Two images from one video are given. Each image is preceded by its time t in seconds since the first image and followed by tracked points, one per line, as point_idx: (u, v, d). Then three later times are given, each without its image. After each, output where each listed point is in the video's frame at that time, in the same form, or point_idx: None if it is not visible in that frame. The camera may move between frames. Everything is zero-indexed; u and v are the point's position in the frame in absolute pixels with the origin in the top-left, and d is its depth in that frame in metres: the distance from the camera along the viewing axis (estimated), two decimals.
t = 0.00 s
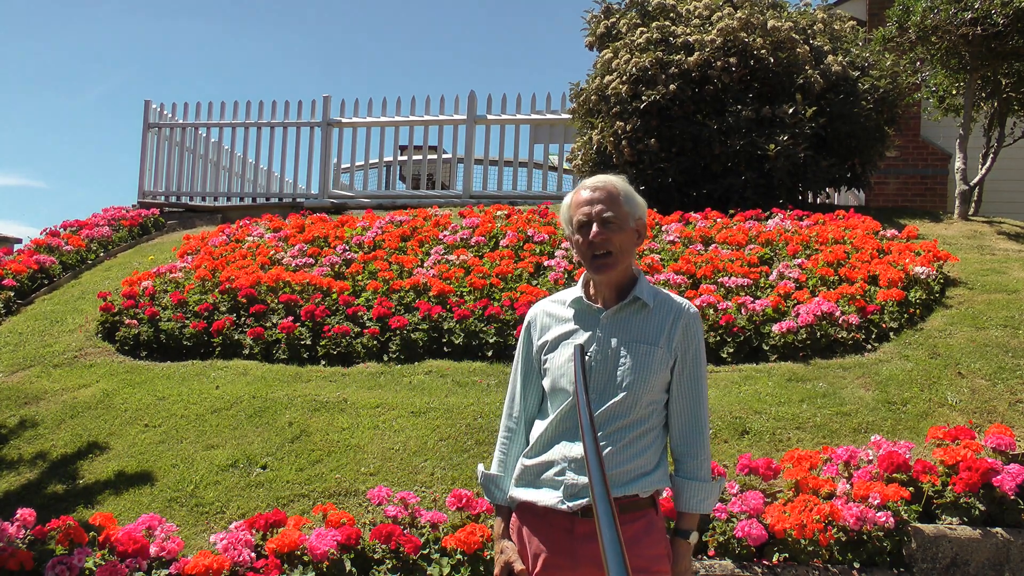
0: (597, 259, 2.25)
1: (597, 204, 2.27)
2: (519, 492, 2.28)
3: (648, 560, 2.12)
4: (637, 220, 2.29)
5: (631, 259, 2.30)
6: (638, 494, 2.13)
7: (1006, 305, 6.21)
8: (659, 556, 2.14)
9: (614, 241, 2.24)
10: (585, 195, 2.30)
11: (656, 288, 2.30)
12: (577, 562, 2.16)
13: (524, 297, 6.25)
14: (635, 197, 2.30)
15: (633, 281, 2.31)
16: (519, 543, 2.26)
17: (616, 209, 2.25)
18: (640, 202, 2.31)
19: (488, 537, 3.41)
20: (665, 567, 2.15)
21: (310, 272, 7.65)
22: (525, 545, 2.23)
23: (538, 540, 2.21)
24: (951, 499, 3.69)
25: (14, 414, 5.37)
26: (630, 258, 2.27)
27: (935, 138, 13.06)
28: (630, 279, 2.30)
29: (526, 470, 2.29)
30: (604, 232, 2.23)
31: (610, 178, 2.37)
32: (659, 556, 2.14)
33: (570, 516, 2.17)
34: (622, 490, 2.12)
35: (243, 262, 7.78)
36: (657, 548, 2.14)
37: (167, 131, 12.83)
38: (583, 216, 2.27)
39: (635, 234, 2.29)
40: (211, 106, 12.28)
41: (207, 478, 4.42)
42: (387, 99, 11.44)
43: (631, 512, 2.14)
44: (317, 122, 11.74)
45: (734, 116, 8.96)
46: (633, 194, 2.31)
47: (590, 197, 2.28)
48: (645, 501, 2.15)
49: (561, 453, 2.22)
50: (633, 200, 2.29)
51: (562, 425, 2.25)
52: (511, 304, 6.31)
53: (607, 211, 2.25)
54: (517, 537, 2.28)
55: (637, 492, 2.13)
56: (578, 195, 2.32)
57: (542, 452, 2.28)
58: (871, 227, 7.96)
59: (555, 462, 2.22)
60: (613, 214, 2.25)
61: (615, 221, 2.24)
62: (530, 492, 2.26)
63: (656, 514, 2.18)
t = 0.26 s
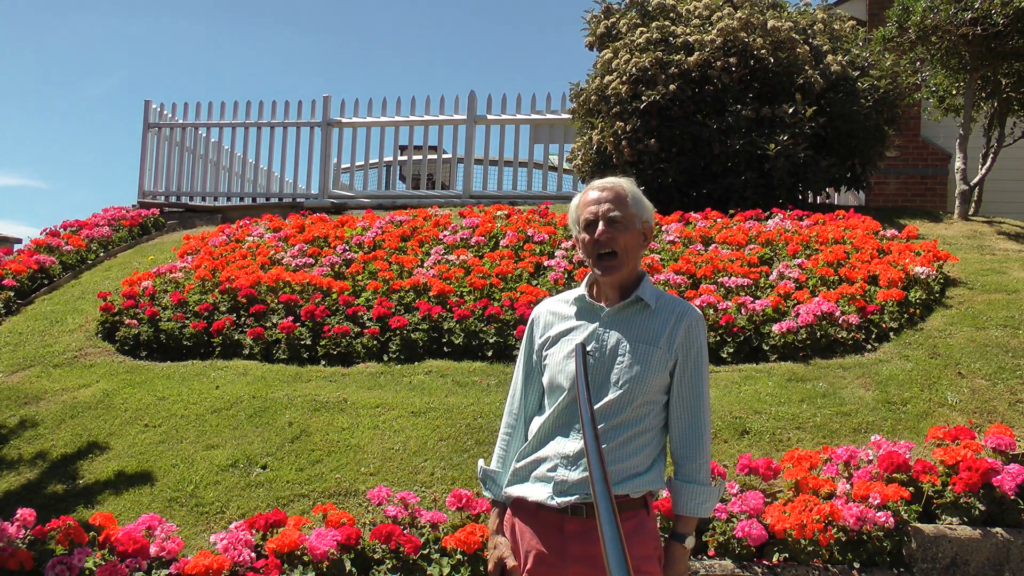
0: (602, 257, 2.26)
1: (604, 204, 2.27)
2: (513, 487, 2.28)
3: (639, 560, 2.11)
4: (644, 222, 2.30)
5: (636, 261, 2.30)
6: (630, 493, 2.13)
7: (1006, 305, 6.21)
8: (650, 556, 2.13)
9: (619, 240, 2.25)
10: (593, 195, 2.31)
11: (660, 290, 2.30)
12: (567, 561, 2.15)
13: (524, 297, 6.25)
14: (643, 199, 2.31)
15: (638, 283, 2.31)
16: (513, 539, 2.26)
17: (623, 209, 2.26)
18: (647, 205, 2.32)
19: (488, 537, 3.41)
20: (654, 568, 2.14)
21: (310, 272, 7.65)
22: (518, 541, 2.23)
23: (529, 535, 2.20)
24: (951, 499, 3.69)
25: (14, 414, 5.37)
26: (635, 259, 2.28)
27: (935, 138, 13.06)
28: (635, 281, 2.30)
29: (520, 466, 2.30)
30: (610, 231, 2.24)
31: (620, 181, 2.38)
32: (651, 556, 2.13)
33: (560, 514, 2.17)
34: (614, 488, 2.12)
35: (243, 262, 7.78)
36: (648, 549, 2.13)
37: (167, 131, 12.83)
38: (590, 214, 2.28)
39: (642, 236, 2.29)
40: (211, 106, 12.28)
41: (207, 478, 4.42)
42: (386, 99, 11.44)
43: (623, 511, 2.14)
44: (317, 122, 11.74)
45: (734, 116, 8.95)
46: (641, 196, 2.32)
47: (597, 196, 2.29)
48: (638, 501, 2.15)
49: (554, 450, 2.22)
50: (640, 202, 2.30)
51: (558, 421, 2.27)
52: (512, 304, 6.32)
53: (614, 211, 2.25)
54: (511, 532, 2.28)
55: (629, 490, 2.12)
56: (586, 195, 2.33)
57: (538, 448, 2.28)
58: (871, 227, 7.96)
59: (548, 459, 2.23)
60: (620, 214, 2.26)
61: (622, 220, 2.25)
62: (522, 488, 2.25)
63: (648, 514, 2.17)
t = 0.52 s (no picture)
0: (591, 260, 2.26)
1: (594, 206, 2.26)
2: (517, 487, 2.29)
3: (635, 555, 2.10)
4: (638, 222, 2.27)
5: (631, 261, 2.28)
6: (630, 490, 2.13)
7: (1006, 305, 6.21)
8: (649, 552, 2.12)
9: (605, 244, 2.24)
10: (586, 195, 2.29)
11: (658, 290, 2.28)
12: (567, 556, 2.14)
13: (524, 297, 6.25)
14: (636, 198, 2.27)
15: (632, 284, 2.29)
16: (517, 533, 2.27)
17: (612, 212, 2.23)
18: (642, 204, 2.27)
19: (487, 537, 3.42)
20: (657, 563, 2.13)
21: (310, 272, 7.65)
22: (522, 535, 2.24)
23: (533, 530, 2.21)
24: (951, 499, 3.69)
25: (14, 414, 5.37)
26: (626, 262, 2.26)
27: (935, 138, 13.07)
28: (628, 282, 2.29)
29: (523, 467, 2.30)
30: (595, 234, 2.23)
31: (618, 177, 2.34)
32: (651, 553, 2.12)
33: (563, 513, 2.16)
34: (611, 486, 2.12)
35: (243, 262, 7.78)
36: (647, 545, 2.12)
37: (167, 131, 12.83)
38: (581, 216, 2.27)
39: (633, 237, 2.26)
40: (211, 106, 12.28)
41: (207, 478, 4.42)
42: (386, 99, 11.45)
43: (625, 506, 2.14)
44: (317, 122, 11.74)
45: (734, 116, 8.95)
46: (635, 195, 2.27)
47: (589, 197, 2.28)
48: (640, 496, 2.15)
49: (555, 452, 2.22)
50: (636, 202, 2.26)
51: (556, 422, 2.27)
52: (512, 304, 6.32)
53: (601, 213, 2.23)
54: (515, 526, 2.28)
55: (628, 488, 2.12)
56: (581, 194, 2.31)
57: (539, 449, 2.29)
58: (871, 227, 7.96)
59: (549, 461, 2.23)
60: (608, 216, 2.23)
61: (609, 223, 2.23)
62: (525, 489, 2.25)
63: (652, 510, 2.17)
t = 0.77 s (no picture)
0: (610, 261, 2.24)
1: (611, 205, 2.23)
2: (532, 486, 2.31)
3: (638, 563, 2.07)
4: (656, 218, 2.25)
5: (649, 256, 2.28)
6: (637, 497, 2.11)
7: (1006, 305, 6.21)
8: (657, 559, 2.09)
9: (627, 243, 2.22)
10: (600, 194, 2.26)
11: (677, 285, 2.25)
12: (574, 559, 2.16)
13: (524, 297, 6.25)
14: (653, 194, 2.24)
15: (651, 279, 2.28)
16: (531, 531, 2.30)
17: (630, 211, 2.21)
18: (659, 199, 2.25)
19: (487, 537, 3.42)
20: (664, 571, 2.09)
21: (310, 272, 7.65)
22: (535, 534, 2.27)
23: (546, 530, 2.23)
24: (951, 499, 3.69)
25: (14, 414, 5.37)
26: (646, 258, 2.25)
27: (935, 138, 13.07)
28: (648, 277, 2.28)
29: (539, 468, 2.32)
30: (617, 235, 2.22)
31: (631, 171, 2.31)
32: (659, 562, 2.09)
33: (570, 517, 2.17)
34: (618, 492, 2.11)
35: (243, 262, 7.78)
36: (653, 553, 2.08)
37: (167, 131, 12.83)
38: (597, 217, 2.25)
39: (652, 233, 2.25)
40: (211, 107, 12.29)
41: (207, 478, 4.42)
42: (387, 99, 11.45)
43: (631, 514, 2.12)
44: (317, 122, 11.75)
45: (734, 116, 8.95)
46: (652, 190, 2.25)
47: (604, 196, 2.25)
48: (649, 502, 2.12)
49: (565, 457, 2.22)
50: (653, 198, 2.24)
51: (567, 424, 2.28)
52: (512, 304, 6.32)
53: (620, 213, 2.22)
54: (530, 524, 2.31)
55: (635, 494, 2.10)
56: (594, 192, 2.28)
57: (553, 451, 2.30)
58: (871, 227, 7.96)
59: (559, 465, 2.23)
60: (627, 215, 2.21)
61: (628, 222, 2.21)
62: (536, 489, 2.27)
63: (661, 517, 2.13)
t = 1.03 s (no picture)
0: (644, 256, 2.20)
1: (641, 200, 2.20)
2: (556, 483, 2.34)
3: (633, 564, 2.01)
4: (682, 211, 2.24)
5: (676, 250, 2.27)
6: (643, 497, 2.06)
7: (1006, 305, 6.21)
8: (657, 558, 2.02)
9: (663, 238, 2.20)
10: (628, 188, 2.22)
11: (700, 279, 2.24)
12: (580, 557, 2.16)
13: (524, 297, 6.26)
14: (680, 186, 2.24)
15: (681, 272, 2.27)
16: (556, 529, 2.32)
17: (661, 204, 2.19)
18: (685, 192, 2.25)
19: (487, 537, 3.42)
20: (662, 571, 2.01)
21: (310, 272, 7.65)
22: (556, 534, 2.29)
23: (563, 528, 2.25)
24: (951, 499, 3.69)
25: (14, 414, 5.37)
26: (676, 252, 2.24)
27: (935, 138, 13.07)
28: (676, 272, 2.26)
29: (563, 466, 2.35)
30: (653, 230, 2.18)
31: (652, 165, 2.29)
32: (657, 566, 2.01)
33: (581, 518, 2.19)
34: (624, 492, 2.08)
35: (243, 262, 7.79)
36: (650, 555, 2.01)
37: (167, 131, 12.84)
38: (628, 212, 2.21)
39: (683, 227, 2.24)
40: (211, 107, 12.30)
41: (207, 478, 4.42)
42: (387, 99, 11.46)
43: (635, 516, 2.07)
44: (317, 122, 11.75)
45: (734, 116, 8.96)
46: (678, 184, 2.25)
47: (634, 190, 2.21)
48: (652, 503, 2.06)
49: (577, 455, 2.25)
50: (678, 191, 2.23)
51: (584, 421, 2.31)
52: (512, 304, 6.33)
53: (652, 207, 2.19)
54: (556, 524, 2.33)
55: (642, 494, 2.06)
56: (620, 187, 2.25)
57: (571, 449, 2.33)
58: (871, 227, 7.96)
59: (571, 466, 2.26)
60: (659, 208, 2.19)
61: (663, 216, 2.19)
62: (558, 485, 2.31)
63: (668, 517, 2.05)
